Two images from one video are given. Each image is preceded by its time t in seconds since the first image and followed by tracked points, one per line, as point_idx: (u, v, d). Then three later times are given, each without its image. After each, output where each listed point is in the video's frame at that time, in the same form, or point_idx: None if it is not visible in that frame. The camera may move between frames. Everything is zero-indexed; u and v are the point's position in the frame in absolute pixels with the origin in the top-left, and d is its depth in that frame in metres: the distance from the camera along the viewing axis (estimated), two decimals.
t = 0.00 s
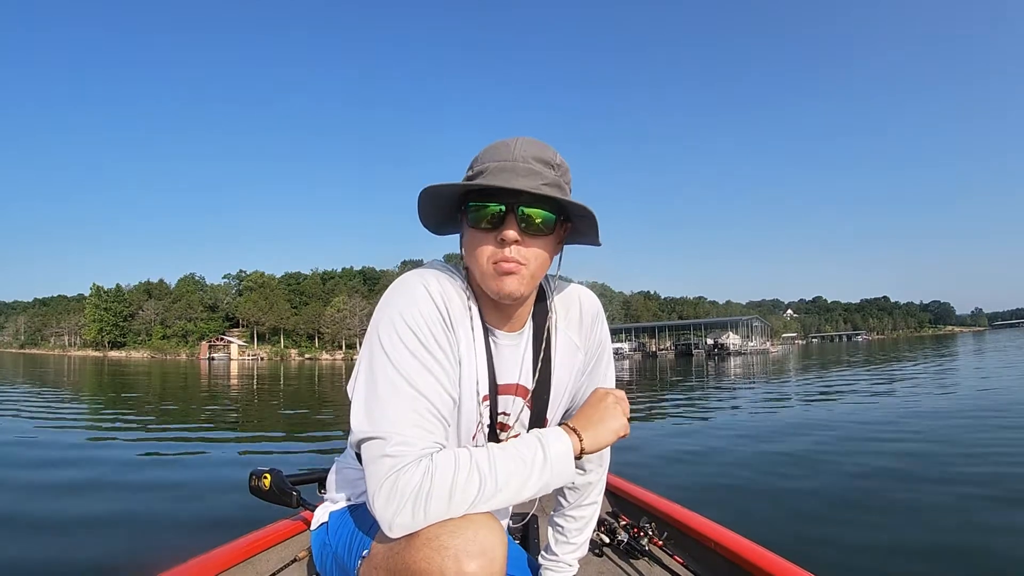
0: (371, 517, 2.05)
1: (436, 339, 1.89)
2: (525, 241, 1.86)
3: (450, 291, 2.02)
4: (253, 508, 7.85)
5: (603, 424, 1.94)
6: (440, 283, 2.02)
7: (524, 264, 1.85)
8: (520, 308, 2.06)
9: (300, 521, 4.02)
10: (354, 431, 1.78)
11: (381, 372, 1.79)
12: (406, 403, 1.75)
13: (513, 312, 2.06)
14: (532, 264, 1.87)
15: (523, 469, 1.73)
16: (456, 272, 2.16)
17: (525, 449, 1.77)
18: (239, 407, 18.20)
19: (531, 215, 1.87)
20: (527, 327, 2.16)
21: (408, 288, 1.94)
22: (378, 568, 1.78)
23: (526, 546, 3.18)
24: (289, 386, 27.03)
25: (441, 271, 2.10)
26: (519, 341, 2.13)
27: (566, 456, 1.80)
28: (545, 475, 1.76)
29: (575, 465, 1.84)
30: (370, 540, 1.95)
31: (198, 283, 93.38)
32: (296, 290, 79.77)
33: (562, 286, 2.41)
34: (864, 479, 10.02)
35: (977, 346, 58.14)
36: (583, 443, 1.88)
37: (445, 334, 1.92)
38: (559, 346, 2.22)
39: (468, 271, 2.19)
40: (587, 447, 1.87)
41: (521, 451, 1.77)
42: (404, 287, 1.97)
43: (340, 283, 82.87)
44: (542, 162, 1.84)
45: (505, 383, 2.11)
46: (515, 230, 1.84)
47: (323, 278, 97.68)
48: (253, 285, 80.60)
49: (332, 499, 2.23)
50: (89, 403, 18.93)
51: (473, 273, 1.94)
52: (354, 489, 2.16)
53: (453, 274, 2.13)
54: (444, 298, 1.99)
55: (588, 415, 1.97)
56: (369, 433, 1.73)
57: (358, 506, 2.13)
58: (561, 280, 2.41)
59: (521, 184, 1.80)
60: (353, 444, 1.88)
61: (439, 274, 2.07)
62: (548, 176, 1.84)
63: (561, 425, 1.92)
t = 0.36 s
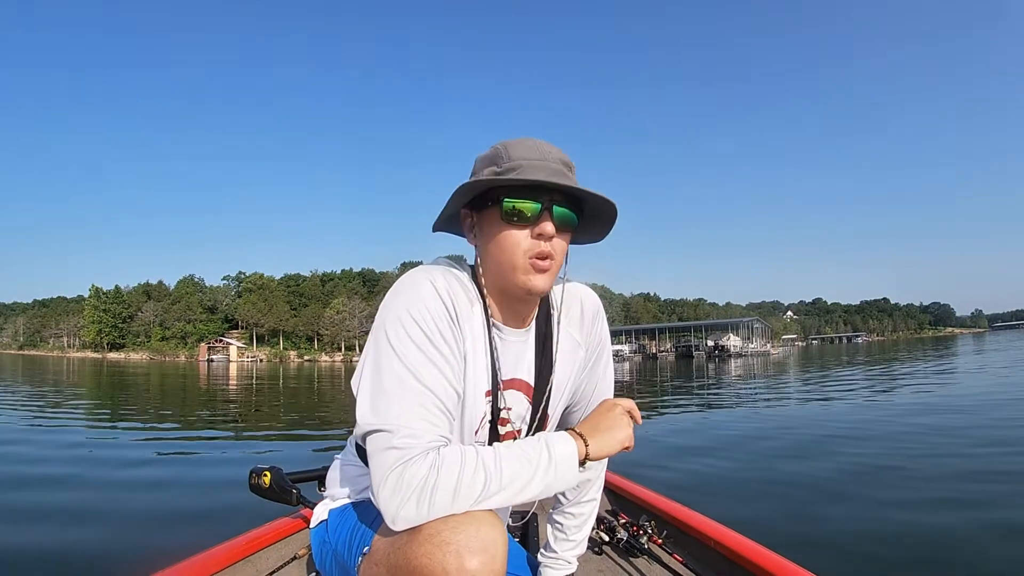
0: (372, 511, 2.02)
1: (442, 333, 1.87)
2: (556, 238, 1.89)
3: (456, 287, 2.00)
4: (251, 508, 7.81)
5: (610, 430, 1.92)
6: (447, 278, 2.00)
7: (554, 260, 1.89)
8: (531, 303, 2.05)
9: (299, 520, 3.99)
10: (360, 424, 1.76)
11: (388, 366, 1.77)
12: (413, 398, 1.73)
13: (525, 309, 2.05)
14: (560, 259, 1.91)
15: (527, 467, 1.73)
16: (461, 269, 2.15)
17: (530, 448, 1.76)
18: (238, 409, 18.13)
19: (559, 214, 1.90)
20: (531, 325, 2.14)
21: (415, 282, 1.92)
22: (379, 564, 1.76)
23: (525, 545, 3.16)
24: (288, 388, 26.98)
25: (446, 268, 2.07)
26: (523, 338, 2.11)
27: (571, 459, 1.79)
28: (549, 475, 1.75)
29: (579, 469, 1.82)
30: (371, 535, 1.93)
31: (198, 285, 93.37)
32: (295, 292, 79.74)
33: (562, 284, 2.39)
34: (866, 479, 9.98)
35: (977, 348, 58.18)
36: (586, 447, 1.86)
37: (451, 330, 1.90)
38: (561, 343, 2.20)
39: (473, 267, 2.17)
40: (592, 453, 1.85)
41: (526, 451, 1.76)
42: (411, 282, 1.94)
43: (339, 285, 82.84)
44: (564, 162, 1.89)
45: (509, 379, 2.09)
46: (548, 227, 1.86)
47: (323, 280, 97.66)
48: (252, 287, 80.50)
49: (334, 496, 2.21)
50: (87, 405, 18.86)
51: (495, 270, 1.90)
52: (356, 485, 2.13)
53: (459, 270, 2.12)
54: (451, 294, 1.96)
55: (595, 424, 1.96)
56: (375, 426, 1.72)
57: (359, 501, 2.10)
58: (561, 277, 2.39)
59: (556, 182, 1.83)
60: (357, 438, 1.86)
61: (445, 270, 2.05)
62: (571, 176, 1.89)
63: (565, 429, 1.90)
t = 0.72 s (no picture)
0: (373, 507, 2.00)
1: (448, 331, 1.84)
2: (571, 248, 1.90)
3: (463, 286, 1.98)
4: (250, 511, 7.78)
5: (613, 444, 1.90)
6: (453, 278, 1.97)
7: (568, 269, 1.91)
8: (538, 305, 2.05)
9: (299, 519, 3.96)
10: (364, 420, 1.74)
11: (394, 364, 1.75)
12: (417, 394, 1.71)
13: (533, 310, 2.05)
14: (572, 269, 1.93)
15: (529, 469, 1.71)
16: (468, 268, 2.12)
17: (533, 450, 1.74)
18: (237, 411, 18.09)
19: (577, 224, 1.90)
20: (537, 325, 2.12)
21: (422, 280, 1.90)
22: (379, 561, 1.73)
23: (524, 545, 3.13)
24: (288, 390, 27.01)
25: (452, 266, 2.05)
26: (529, 339, 2.09)
27: (574, 463, 1.77)
28: (552, 478, 1.73)
29: (580, 471, 1.80)
30: (371, 532, 1.90)
31: (198, 288, 93.39)
32: (295, 294, 79.75)
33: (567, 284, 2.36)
34: (866, 481, 9.95)
35: (978, 349, 58.21)
36: (587, 451, 1.84)
37: (456, 328, 1.87)
38: (565, 344, 2.18)
39: (480, 266, 2.14)
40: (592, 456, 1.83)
41: (528, 452, 1.74)
42: (417, 280, 1.92)
43: (339, 288, 82.84)
44: (584, 173, 1.89)
45: (513, 378, 2.06)
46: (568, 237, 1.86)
47: (323, 282, 97.70)
48: (252, 289, 80.51)
49: (335, 493, 2.18)
50: (86, 408, 18.82)
51: (509, 274, 1.89)
52: (357, 483, 2.10)
53: (465, 269, 2.08)
54: (457, 293, 1.94)
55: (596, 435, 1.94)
56: (379, 422, 1.70)
57: (360, 498, 2.07)
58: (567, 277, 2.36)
59: (577, 197, 1.83)
60: (360, 434, 1.84)
61: (451, 269, 2.03)
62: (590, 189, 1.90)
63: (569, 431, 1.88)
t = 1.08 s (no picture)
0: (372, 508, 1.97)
1: (445, 335, 1.82)
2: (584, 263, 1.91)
3: (461, 290, 1.95)
4: (250, 514, 7.75)
5: (613, 434, 1.83)
6: (452, 281, 1.94)
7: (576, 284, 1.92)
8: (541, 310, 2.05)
9: (299, 521, 3.94)
10: (360, 424, 1.72)
11: (390, 368, 1.73)
12: (412, 398, 1.69)
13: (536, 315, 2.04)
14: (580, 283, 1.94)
15: (526, 470, 1.67)
16: (468, 270, 2.10)
17: (529, 450, 1.70)
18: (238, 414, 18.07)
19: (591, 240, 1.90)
20: (537, 328, 2.09)
21: (419, 284, 1.87)
22: (377, 563, 1.70)
23: (524, 547, 3.10)
24: (288, 392, 26.99)
25: (453, 269, 2.02)
26: (529, 342, 2.07)
27: (573, 462, 1.74)
28: (549, 478, 1.69)
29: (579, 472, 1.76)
30: (369, 534, 1.88)
31: (199, 290, 93.52)
32: (296, 296, 79.78)
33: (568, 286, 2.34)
34: (867, 481, 9.92)
35: (980, 349, 58.04)
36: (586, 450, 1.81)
37: (454, 332, 1.85)
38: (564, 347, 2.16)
39: (481, 268, 2.11)
40: (592, 458, 1.79)
41: (525, 452, 1.71)
42: (414, 283, 1.90)
43: (340, 290, 82.89)
44: (602, 188, 1.89)
45: (511, 381, 2.04)
46: (582, 254, 1.87)
47: (324, 284, 97.67)
48: (252, 292, 80.57)
49: (334, 494, 2.15)
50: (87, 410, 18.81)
51: (520, 284, 1.89)
52: (355, 484, 2.08)
53: (465, 272, 2.05)
54: (455, 297, 1.91)
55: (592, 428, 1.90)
56: (374, 425, 1.67)
57: (359, 501, 2.04)
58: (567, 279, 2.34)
59: (596, 215, 1.84)
60: (357, 438, 1.81)
61: (450, 271, 2.00)
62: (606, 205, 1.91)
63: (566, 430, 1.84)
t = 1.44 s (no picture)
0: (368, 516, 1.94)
1: (434, 340, 1.79)
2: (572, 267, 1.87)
3: (450, 294, 1.92)
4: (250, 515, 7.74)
5: (606, 443, 1.84)
6: (441, 285, 1.91)
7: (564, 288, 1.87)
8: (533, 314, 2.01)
9: (299, 523, 3.92)
10: (349, 432, 1.70)
11: (379, 377, 1.70)
12: (401, 406, 1.67)
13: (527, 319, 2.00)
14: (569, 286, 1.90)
15: (518, 474, 1.65)
16: (459, 274, 2.06)
17: (521, 452, 1.69)
18: (238, 414, 18.05)
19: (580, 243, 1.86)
20: (530, 331, 2.07)
21: (408, 290, 1.84)
22: (372, 569, 1.68)
23: (524, 550, 3.07)
24: (289, 392, 26.97)
25: (442, 273, 1.98)
26: (522, 346, 2.04)
27: (565, 464, 1.72)
28: (542, 480, 1.68)
29: (571, 474, 1.75)
30: (364, 543, 1.85)
31: (199, 290, 93.47)
32: (296, 296, 79.73)
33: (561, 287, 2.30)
34: (868, 481, 9.89)
35: (981, 348, 57.94)
36: (579, 451, 1.79)
37: (444, 338, 1.82)
38: (558, 351, 2.12)
39: (472, 272, 2.08)
40: (584, 458, 1.79)
41: (516, 454, 1.68)
42: (404, 288, 1.87)
43: (340, 289, 82.84)
44: (593, 189, 1.86)
45: (505, 386, 2.01)
46: (569, 256, 1.83)
47: (324, 284, 97.52)
48: (252, 291, 80.60)
49: (331, 500, 2.12)
50: (88, 410, 18.80)
51: (506, 286, 1.86)
52: (350, 490, 2.04)
53: (455, 275, 2.02)
54: (445, 301, 1.88)
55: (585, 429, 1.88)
56: (364, 434, 1.65)
57: (354, 508, 2.01)
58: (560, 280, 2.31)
59: (585, 216, 1.80)
60: (348, 446, 1.79)
61: (439, 275, 1.96)
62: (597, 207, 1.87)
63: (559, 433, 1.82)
